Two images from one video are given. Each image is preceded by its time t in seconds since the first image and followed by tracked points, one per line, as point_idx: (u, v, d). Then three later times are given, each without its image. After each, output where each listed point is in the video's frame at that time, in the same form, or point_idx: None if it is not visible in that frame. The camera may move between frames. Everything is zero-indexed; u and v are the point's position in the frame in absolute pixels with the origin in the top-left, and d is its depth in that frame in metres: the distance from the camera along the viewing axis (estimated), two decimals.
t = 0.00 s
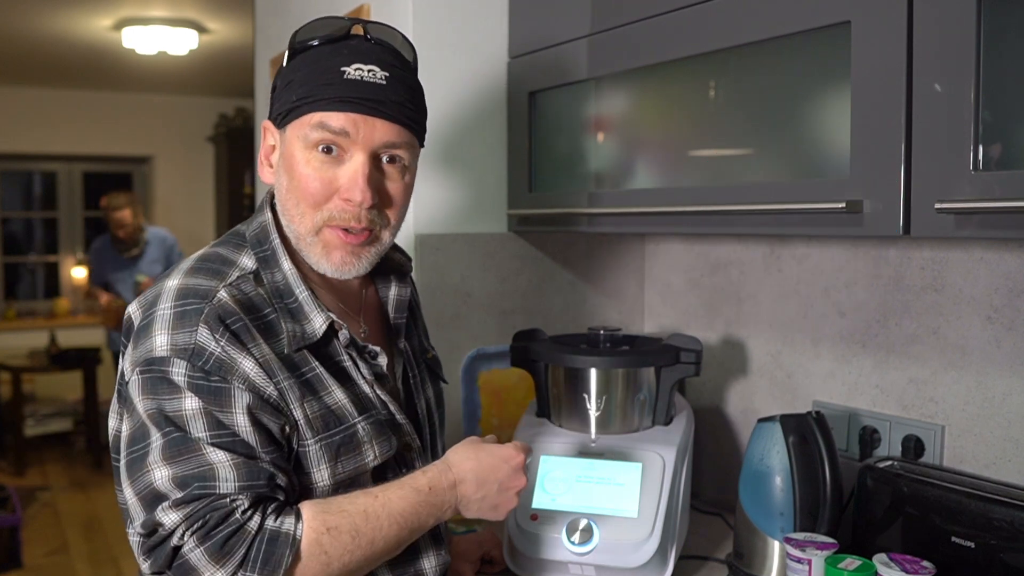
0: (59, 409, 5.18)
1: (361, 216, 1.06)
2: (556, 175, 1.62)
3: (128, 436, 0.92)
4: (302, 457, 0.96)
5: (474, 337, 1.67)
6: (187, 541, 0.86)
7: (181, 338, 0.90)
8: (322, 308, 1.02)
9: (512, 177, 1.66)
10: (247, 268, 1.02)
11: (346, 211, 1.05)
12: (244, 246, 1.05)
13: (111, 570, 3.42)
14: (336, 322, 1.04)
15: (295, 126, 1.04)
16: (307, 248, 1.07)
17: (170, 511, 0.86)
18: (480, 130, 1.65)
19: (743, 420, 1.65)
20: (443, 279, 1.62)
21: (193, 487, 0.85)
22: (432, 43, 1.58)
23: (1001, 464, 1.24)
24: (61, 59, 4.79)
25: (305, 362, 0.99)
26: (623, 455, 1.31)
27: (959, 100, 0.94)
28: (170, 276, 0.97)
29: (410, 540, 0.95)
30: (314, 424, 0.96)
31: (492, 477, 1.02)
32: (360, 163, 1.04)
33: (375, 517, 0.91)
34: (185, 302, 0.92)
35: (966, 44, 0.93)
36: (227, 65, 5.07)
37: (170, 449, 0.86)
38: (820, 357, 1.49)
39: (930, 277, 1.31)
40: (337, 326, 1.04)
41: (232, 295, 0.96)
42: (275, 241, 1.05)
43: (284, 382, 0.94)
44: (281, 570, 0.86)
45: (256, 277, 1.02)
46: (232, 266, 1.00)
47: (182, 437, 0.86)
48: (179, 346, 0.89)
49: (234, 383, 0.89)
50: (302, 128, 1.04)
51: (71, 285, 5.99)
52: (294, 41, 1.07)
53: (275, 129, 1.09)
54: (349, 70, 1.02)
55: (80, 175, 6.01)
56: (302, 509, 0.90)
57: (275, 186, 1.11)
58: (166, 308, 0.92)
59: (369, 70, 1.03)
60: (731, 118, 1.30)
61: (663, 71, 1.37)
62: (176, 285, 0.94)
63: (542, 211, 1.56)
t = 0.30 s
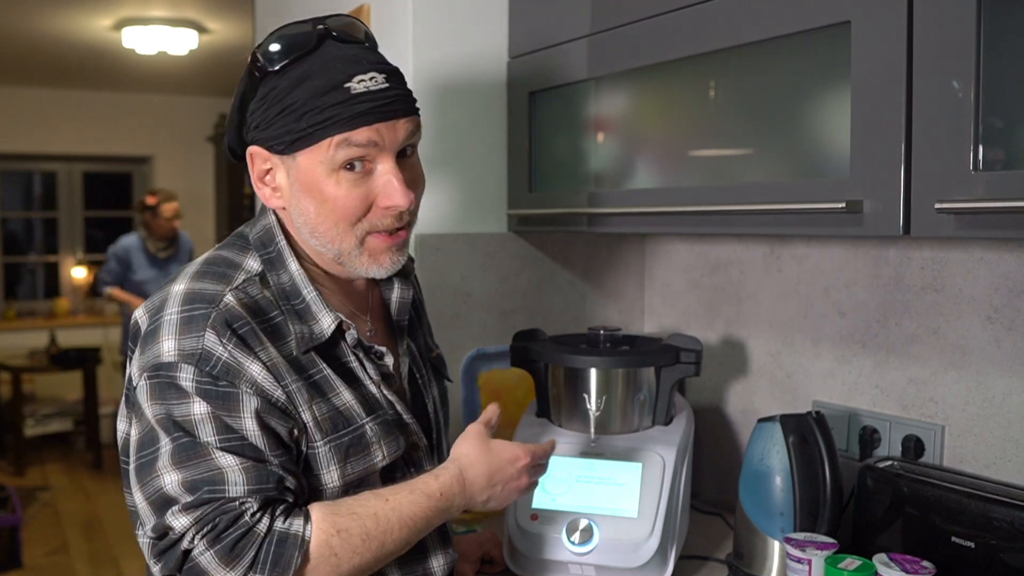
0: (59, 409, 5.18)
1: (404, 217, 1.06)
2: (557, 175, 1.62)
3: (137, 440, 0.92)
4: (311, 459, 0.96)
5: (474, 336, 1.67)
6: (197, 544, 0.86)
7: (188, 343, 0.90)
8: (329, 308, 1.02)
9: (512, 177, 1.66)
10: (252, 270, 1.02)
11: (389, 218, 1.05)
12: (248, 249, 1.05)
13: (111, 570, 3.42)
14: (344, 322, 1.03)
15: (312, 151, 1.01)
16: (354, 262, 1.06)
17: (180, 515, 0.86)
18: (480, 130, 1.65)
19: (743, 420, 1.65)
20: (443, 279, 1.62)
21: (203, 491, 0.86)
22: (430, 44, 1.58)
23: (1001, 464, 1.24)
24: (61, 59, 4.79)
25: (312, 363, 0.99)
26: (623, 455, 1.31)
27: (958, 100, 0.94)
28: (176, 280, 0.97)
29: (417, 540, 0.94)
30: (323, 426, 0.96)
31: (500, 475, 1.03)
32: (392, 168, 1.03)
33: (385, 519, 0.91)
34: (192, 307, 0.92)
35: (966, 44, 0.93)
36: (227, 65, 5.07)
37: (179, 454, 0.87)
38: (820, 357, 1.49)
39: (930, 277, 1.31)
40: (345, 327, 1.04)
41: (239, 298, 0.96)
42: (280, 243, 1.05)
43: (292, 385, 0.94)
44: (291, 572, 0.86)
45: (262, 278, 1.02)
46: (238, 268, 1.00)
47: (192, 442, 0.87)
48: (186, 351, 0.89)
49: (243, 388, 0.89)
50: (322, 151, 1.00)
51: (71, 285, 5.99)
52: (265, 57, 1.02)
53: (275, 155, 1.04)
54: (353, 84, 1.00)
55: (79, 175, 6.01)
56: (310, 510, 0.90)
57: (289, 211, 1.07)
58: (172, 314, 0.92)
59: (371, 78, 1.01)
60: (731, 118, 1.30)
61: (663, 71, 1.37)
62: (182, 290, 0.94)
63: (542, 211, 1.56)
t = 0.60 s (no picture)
0: (59, 409, 5.18)
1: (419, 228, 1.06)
2: (557, 175, 1.62)
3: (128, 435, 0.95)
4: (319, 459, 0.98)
5: (474, 336, 1.67)
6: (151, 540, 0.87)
7: (186, 349, 0.89)
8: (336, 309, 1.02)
9: (512, 177, 1.66)
10: (259, 271, 1.02)
11: (405, 229, 1.04)
12: (256, 250, 1.05)
13: (111, 570, 3.42)
14: (350, 323, 1.04)
15: (327, 170, 1.01)
16: (372, 268, 1.06)
17: (139, 512, 0.88)
18: (479, 131, 1.65)
19: (743, 420, 1.65)
20: (443, 279, 1.62)
21: (155, 491, 0.86)
22: (430, 45, 1.58)
23: (1001, 464, 1.24)
24: (61, 60, 4.79)
25: (317, 365, 1.00)
26: (623, 455, 1.31)
27: (959, 99, 0.94)
28: (182, 282, 0.97)
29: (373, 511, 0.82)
30: (331, 426, 0.99)
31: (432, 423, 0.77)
32: (406, 184, 1.03)
33: (314, 497, 0.80)
34: (195, 313, 0.92)
35: (966, 44, 0.93)
36: (227, 66, 5.07)
37: (139, 455, 0.87)
38: (820, 357, 1.49)
39: (930, 277, 1.31)
40: (352, 328, 1.05)
41: (243, 303, 0.95)
42: (287, 244, 1.06)
43: (298, 386, 0.97)
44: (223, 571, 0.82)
45: (269, 279, 1.02)
46: (244, 270, 1.01)
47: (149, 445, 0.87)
48: (184, 357, 0.89)
49: (230, 397, 0.88)
50: (337, 171, 1.01)
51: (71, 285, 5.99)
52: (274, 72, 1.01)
53: (287, 169, 1.04)
54: (369, 104, 1.01)
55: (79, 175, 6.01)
56: (248, 503, 0.82)
57: (300, 222, 1.06)
58: (175, 319, 0.92)
59: (385, 97, 1.02)
60: (731, 118, 1.30)
61: (662, 71, 1.37)
62: (187, 294, 0.94)
63: (542, 211, 1.55)
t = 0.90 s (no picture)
0: (59, 409, 5.18)
1: (408, 238, 1.04)
2: (557, 175, 1.62)
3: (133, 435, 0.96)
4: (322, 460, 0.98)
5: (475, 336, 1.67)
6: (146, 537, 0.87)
7: (184, 351, 0.90)
8: (335, 312, 1.01)
9: (511, 177, 1.66)
10: (261, 271, 1.02)
11: (392, 237, 1.03)
12: (260, 250, 1.06)
13: (111, 570, 3.42)
14: (350, 326, 1.03)
15: (318, 169, 1.01)
16: (359, 272, 1.05)
17: (138, 509, 0.88)
18: (479, 130, 1.65)
19: (743, 420, 1.65)
20: (443, 279, 1.62)
21: (152, 489, 0.86)
22: (431, 46, 1.58)
23: (1001, 464, 1.24)
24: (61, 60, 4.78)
25: (318, 366, 1.00)
26: (623, 456, 1.31)
27: (959, 99, 0.94)
28: (185, 285, 0.98)
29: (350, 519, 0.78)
30: (332, 427, 0.99)
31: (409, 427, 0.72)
32: (397, 191, 1.02)
33: (286, 496, 0.78)
34: (195, 315, 0.93)
35: (966, 43, 0.93)
36: (227, 66, 5.07)
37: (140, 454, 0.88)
38: (820, 357, 1.49)
39: (930, 277, 1.31)
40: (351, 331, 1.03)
41: (242, 304, 0.96)
42: (291, 245, 1.06)
43: (298, 388, 0.97)
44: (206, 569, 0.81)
45: (271, 280, 1.02)
46: (246, 271, 1.01)
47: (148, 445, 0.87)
48: (182, 359, 0.89)
49: (224, 399, 0.88)
50: (328, 171, 1.01)
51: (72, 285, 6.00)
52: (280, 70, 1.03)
53: (286, 163, 1.05)
54: (363, 106, 1.00)
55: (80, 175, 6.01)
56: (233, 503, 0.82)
57: (297, 218, 1.07)
58: (176, 321, 0.93)
59: (381, 100, 1.01)
60: (731, 118, 1.30)
61: (662, 71, 1.37)
62: (188, 296, 0.95)
63: (541, 211, 1.55)
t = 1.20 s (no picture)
0: (59, 409, 5.18)
1: (408, 222, 1.05)
2: (557, 176, 1.62)
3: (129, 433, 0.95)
4: (321, 466, 0.97)
5: (475, 337, 1.67)
6: (154, 541, 0.88)
7: (192, 353, 0.90)
8: (338, 315, 1.02)
9: (512, 177, 1.66)
10: (266, 273, 1.02)
11: (393, 216, 1.04)
12: (264, 251, 1.05)
13: (111, 570, 3.42)
14: (351, 330, 1.02)
15: (338, 131, 1.03)
16: (348, 250, 1.05)
17: (145, 512, 0.89)
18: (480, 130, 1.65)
19: (743, 420, 1.66)
20: (443, 279, 1.62)
21: (165, 495, 0.87)
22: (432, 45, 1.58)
23: (1000, 464, 1.24)
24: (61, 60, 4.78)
25: (320, 370, 0.99)
26: (623, 456, 1.31)
27: (959, 98, 0.94)
28: (190, 286, 0.97)
29: (384, 558, 0.92)
30: (332, 433, 0.97)
31: (471, 488, 0.97)
32: (410, 172, 1.03)
33: (338, 529, 0.89)
34: (202, 316, 0.93)
35: (966, 42, 0.93)
36: (227, 65, 5.07)
37: (148, 458, 0.88)
38: (820, 357, 1.49)
39: (930, 277, 1.31)
40: (352, 334, 1.03)
41: (249, 306, 0.95)
42: (294, 246, 1.05)
43: (298, 394, 0.95)
44: None
45: (275, 282, 1.02)
46: (251, 272, 1.01)
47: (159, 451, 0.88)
48: (189, 361, 0.90)
49: (235, 403, 0.89)
50: (347, 134, 1.02)
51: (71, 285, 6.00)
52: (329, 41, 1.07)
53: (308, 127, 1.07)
54: (397, 78, 1.03)
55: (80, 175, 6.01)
56: (269, 520, 0.89)
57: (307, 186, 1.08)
58: (183, 322, 0.93)
59: (416, 79, 1.04)
60: (731, 118, 1.30)
61: (662, 72, 1.37)
62: (194, 297, 0.95)
63: (542, 212, 1.55)
